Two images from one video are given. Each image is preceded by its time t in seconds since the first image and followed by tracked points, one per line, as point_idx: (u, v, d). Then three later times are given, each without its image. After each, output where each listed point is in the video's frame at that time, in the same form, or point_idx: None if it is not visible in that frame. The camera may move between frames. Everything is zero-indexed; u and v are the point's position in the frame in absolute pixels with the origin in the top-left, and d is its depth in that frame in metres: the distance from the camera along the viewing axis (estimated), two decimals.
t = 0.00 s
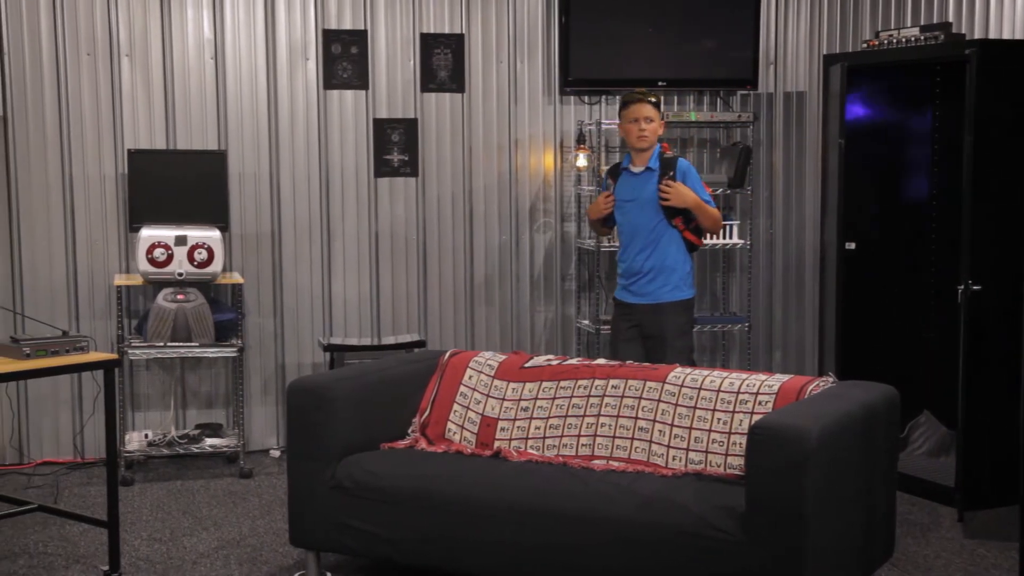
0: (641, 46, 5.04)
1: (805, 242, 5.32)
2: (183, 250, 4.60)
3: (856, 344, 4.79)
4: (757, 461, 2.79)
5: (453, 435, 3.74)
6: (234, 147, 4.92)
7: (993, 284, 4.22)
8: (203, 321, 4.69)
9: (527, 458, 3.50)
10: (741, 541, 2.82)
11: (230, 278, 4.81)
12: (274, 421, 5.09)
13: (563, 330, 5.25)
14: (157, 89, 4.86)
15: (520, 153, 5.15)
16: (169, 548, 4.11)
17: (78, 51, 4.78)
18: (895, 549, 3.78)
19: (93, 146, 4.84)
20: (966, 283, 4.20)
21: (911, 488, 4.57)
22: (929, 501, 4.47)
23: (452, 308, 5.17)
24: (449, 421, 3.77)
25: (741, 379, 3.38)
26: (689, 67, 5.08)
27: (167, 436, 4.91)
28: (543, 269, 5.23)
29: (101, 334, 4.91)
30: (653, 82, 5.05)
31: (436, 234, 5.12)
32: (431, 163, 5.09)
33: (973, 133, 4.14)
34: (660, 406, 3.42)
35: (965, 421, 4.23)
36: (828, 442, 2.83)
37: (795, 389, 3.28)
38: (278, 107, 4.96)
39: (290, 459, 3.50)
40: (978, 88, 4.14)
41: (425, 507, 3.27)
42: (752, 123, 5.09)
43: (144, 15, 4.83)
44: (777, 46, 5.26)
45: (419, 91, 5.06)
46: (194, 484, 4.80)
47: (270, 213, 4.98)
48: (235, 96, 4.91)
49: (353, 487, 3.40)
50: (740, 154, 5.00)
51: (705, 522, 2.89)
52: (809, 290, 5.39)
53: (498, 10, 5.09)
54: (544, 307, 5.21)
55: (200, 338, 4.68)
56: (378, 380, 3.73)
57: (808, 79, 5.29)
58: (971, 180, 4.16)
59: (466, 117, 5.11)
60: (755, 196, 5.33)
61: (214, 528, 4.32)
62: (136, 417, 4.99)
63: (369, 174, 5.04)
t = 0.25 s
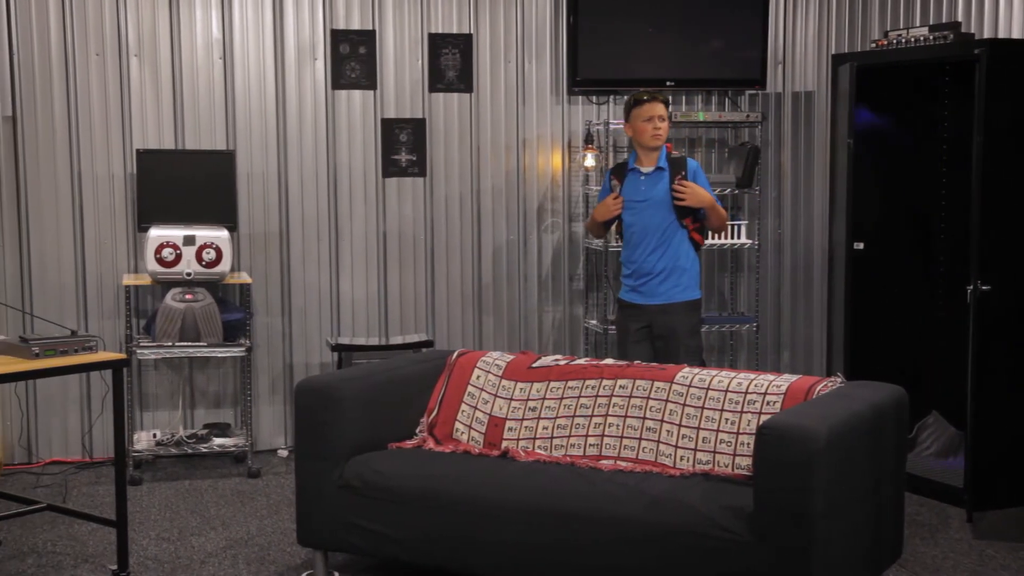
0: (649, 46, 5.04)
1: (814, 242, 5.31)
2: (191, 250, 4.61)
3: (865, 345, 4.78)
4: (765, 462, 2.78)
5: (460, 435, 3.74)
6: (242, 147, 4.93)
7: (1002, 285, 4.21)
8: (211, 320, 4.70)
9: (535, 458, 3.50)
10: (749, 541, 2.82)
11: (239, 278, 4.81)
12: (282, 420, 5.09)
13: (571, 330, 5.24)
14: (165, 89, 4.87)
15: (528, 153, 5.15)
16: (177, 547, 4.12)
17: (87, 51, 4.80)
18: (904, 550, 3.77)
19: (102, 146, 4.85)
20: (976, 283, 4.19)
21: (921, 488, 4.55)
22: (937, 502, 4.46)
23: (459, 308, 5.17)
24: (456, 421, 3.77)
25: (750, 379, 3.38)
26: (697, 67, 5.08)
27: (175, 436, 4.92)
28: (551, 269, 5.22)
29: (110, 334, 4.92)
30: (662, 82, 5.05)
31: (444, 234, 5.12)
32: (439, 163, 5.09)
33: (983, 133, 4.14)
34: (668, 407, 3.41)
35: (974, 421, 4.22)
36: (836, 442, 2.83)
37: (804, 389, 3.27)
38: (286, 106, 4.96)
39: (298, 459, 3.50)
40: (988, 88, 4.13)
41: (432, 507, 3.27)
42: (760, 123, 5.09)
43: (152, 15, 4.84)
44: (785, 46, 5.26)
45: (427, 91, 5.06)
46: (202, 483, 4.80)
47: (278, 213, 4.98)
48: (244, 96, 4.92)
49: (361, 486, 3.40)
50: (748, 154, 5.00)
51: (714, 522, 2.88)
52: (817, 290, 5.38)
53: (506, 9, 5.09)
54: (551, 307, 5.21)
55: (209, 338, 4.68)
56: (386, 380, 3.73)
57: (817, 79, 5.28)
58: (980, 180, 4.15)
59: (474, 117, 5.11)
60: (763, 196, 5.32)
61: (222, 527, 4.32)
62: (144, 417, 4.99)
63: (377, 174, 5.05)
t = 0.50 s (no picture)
0: (653, 47, 5.04)
1: (818, 242, 5.31)
2: (196, 250, 4.61)
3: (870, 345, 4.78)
4: (770, 462, 2.78)
5: (465, 435, 3.74)
6: (246, 147, 4.93)
7: (1008, 285, 4.21)
8: (216, 320, 4.70)
9: (539, 458, 3.50)
10: (753, 541, 2.82)
11: (243, 278, 4.81)
12: (286, 420, 5.09)
13: (575, 330, 5.24)
14: (170, 89, 4.87)
15: (532, 153, 5.15)
16: (182, 547, 4.12)
17: (92, 51, 4.80)
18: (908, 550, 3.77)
19: (107, 147, 4.85)
20: (981, 283, 4.18)
21: (925, 488, 4.55)
22: (942, 502, 4.45)
23: (464, 308, 5.17)
24: (461, 422, 3.77)
25: (754, 380, 3.37)
26: (701, 67, 5.08)
27: (180, 435, 4.92)
28: (556, 269, 5.22)
29: (115, 334, 4.92)
30: (666, 82, 5.05)
31: (448, 234, 5.12)
32: (443, 163, 5.09)
33: (989, 132, 4.13)
34: (673, 407, 3.41)
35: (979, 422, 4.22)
36: (841, 442, 2.82)
37: (808, 389, 3.27)
38: (291, 107, 4.96)
39: (303, 459, 3.50)
40: (994, 88, 4.12)
41: (436, 507, 3.27)
42: (765, 122, 5.08)
43: (157, 16, 4.85)
44: (790, 46, 5.25)
45: (431, 91, 5.06)
46: (207, 483, 4.80)
47: (282, 213, 4.99)
48: (248, 96, 4.92)
49: (365, 486, 3.40)
50: (753, 154, 4.99)
51: (718, 522, 2.88)
52: (822, 291, 5.37)
53: (511, 9, 5.09)
54: (556, 307, 5.21)
55: (213, 337, 4.69)
56: (389, 380, 3.73)
57: (821, 79, 5.28)
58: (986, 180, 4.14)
59: (479, 117, 5.11)
60: (768, 196, 5.31)
61: (226, 527, 4.32)
62: (149, 417, 4.99)
63: (381, 174, 5.05)
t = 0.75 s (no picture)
0: (656, 47, 5.04)
1: (821, 242, 5.31)
2: (199, 250, 4.62)
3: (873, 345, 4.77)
4: (773, 462, 2.78)
5: (467, 435, 3.74)
6: (249, 147, 4.94)
7: (1011, 286, 4.20)
8: (218, 320, 4.71)
9: (541, 458, 3.50)
10: (756, 541, 2.81)
11: (246, 278, 4.82)
12: (289, 420, 5.09)
13: (578, 330, 5.23)
14: (173, 90, 4.88)
15: (535, 153, 5.15)
16: (185, 547, 4.13)
17: (95, 51, 4.81)
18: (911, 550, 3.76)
19: (110, 147, 4.86)
20: (984, 284, 4.18)
21: (928, 488, 4.54)
22: (944, 502, 4.45)
23: (467, 308, 5.17)
24: (463, 421, 3.78)
25: (757, 380, 3.37)
26: (704, 67, 5.08)
27: (183, 435, 4.92)
28: (558, 269, 5.22)
29: (118, 333, 4.92)
30: (669, 82, 5.06)
31: (451, 233, 5.12)
32: (446, 162, 5.09)
33: (991, 133, 4.12)
34: (676, 407, 3.41)
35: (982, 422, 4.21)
36: (844, 442, 2.82)
37: (811, 389, 3.26)
38: (294, 107, 4.97)
39: (305, 460, 3.50)
40: (997, 87, 4.11)
41: (439, 506, 3.27)
42: (768, 122, 5.08)
43: (160, 16, 4.85)
44: (793, 46, 5.25)
45: (434, 91, 5.06)
46: (210, 483, 4.81)
47: (285, 212, 4.99)
48: (251, 96, 4.93)
49: (368, 486, 3.40)
50: (756, 154, 4.99)
51: (721, 522, 2.88)
52: (825, 291, 5.37)
53: (514, 9, 5.09)
54: (558, 307, 5.20)
55: (216, 337, 4.70)
56: (392, 380, 3.73)
57: (824, 79, 5.28)
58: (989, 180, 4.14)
59: (482, 117, 5.10)
60: (771, 196, 5.31)
61: (229, 527, 4.33)
62: (152, 416, 4.99)
63: (384, 174, 5.05)
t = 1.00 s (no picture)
0: (662, 47, 5.04)
1: (828, 242, 5.30)
2: (205, 250, 4.62)
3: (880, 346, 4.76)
4: (779, 462, 2.77)
5: (474, 435, 3.74)
6: (256, 147, 4.94)
7: (1017, 286, 4.19)
8: (225, 320, 4.71)
9: (548, 458, 3.50)
10: (763, 542, 2.81)
11: (253, 278, 4.82)
12: (296, 420, 5.09)
13: (584, 330, 5.23)
14: (180, 90, 4.88)
15: (541, 153, 5.14)
16: (192, 547, 4.13)
17: (103, 52, 4.82)
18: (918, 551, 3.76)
19: (117, 147, 4.87)
20: (992, 285, 4.17)
21: (935, 489, 4.53)
22: (951, 503, 4.44)
23: (473, 308, 5.16)
24: (470, 422, 3.78)
25: (764, 380, 3.36)
26: (710, 67, 5.08)
27: (189, 435, 4.92)
28: (565, 270, 5.21)
29: (125, 333, 4.93)
30: (675, 82, 5.06)
31: (457, 233, 5.11)
32: (452, 162, 5.09)
33: (999, 133, 4.11)
34: (682, 407, 3.41)
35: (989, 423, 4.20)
36: (851, 443, 2.82)
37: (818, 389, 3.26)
38: (300, 107, 4.97)
39: (313, 460, 3.50)
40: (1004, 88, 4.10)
41: (445, 506, 3.27)
42: (774, 122, 5.07)
43: (167, 17, 4.86)
44: (800, 46, 5.25)
45: (440, 91, 5.05)
46: (217, 483, 4.81)
47: (292, 212, 4.99)
48: (257, 97, 4.93)
49: (374, 486, 3.41)
50: (762, 154, 4.99)
51: (727, 522, 2.88)
52: (832, 291, 5.36)
53: (520, 9, 5.08)
54: (565, 307, 5.19)
55: (223, 337, 4.71)
56: (398, 380, 3.73)
57: (831, 79, 5.27)
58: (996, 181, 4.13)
59: (488, 117, 5.10)
60: (777, 196, 5.30)
61: (235, 527, 4.33)
62: (159, 416, 5.00)
63: (390, 174, 5.04)
